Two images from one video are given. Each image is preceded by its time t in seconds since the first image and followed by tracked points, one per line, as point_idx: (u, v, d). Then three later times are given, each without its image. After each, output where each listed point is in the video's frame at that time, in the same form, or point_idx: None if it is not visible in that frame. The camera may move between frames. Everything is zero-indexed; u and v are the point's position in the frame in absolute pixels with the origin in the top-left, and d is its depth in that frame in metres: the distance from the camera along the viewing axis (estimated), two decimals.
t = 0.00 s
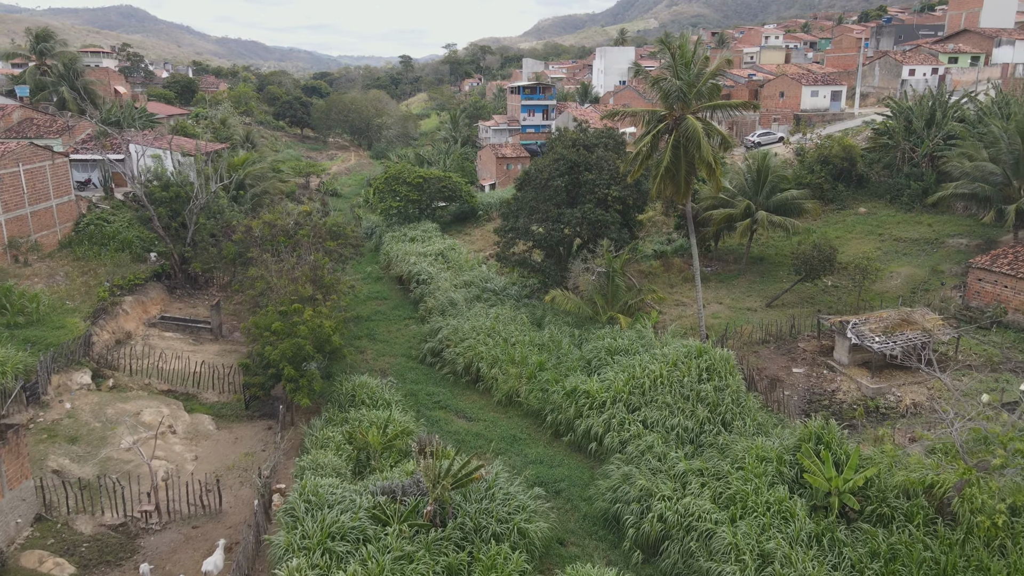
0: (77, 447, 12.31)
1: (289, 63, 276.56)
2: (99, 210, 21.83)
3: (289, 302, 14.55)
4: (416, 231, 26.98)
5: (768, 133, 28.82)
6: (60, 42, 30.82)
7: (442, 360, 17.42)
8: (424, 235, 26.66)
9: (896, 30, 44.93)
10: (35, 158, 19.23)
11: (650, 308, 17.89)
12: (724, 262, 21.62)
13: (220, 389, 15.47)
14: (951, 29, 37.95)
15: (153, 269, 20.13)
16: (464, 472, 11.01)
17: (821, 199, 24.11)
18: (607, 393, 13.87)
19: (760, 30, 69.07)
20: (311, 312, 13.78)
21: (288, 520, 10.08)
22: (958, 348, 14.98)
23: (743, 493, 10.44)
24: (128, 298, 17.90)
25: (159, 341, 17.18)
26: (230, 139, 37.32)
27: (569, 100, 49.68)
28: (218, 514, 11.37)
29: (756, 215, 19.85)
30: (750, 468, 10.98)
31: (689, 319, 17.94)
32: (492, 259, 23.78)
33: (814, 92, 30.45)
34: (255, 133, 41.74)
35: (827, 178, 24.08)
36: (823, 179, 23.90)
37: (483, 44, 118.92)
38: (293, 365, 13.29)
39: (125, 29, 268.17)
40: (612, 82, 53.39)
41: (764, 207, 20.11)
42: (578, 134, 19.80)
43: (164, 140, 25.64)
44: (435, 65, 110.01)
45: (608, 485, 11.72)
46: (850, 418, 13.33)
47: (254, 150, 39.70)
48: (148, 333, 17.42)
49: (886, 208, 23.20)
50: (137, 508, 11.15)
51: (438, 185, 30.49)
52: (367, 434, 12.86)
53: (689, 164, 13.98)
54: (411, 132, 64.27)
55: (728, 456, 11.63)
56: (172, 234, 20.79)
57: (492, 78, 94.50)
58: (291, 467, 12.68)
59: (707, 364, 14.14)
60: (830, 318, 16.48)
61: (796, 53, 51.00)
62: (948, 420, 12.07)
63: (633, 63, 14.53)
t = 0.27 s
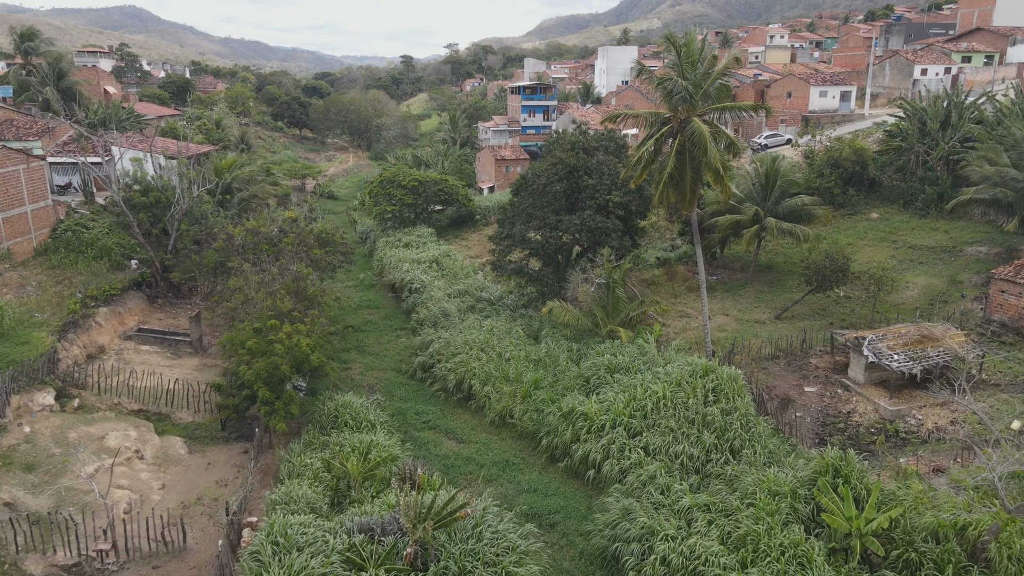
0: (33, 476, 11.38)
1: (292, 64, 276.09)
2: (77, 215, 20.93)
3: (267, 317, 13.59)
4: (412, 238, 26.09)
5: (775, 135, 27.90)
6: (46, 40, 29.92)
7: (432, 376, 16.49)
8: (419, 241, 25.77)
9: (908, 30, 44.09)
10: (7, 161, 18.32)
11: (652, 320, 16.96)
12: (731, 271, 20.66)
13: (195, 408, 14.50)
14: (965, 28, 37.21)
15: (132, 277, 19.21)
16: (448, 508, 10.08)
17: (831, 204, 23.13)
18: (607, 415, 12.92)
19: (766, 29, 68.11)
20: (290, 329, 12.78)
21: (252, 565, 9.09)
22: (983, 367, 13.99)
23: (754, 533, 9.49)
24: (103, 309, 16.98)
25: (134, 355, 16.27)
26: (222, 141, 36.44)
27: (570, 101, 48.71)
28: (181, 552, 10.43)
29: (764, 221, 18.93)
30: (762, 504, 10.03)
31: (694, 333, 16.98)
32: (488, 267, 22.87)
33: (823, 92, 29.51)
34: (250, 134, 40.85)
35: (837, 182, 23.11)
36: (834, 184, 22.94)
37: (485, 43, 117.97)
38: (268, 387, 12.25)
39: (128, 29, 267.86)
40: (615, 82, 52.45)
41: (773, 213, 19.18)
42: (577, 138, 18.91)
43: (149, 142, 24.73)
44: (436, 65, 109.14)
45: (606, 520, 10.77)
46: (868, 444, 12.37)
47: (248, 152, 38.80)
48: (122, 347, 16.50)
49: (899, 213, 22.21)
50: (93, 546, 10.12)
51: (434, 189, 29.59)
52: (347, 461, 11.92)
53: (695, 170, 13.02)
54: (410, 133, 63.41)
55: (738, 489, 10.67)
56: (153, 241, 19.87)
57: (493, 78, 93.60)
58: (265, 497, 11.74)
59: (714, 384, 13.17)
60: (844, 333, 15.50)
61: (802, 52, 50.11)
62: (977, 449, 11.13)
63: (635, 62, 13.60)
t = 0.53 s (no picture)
0: None
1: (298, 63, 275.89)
2: (59, 220, 20.13)
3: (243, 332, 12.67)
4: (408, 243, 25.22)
5: (786, 137, 26.90)
6: (36, 40, 29.21)
7: (423, 393, 15.57)
8: (416, 247, 24.90)
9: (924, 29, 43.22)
10: None
11: (657, 334, 16.03)
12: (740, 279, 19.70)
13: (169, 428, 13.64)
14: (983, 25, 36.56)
15: (112, 286, 18.39)
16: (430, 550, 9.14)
17: (845, 209, 22.13)
18: (607, 441, 11.97)
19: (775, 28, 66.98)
20: (267, 347, 11.83)
21: None
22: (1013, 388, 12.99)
23: None
24: (78, 321, 16.15)
25: (109, 369, 15.43)
26: (218, 142, 35.66)
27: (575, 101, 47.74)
28: None
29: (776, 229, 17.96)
30: (776, 548, 9.07)
31: (701, 347, 16.03)
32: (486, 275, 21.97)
33: (835, 92, 28.47)
34: (248, 135, 40.06)
35: (851, 187, 22.10)
36: (848, 188, 21.95)
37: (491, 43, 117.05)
38: (242, 410, 11.29)
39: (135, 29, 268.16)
40: (622, 82, 51.53)
41: (785, 220, 18.22)
42: (579, 140, 18.00)
43: (137, 145, 23.96)
44: (441, 64, 108.30)
45: (605, 561, 9.82)
46: (890, 475, 11.41)
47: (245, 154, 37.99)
48: (97, 361, 15.66)
49: (917, 219, 21.19)
50: None
51: (432, 192, 28.72)
52: (325, 491, 11.03)
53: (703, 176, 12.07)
54: (413, 134, 62.56)
55: (750, 528, 9.70)
56: (136, 248, 19.04)
57: (499, 77, 92.68)
58: (235, 530, 10.83)
59: (723, 407, 12.20)
60: (861, 350, 14.50)
61: (813, 52, 49.03)
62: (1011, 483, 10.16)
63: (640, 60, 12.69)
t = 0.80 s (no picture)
0: None
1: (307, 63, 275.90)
2: (39, 226, 19.31)
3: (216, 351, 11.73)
4: (407, 249, 24.29)
5: (801, 139, 25.81)
6: (27, 38, 28.47)
7: (415, 414, 14.59)
8: (415, 253, 23.97)
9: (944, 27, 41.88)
10: None
11: (664, 351, 15.01)
12: (753, 290, 18.65)
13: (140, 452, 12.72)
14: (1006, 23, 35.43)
15: (92, 296, 17.54)
16: None
17: (863, 215, 21.02)
18: (609, 473, 10.94)
19: (787, 26, 65.68)
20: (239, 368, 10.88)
21: None
22: None
23: None
24: (51, 334, 15.29)
25: (81, 386, 14.55)
26: (216, 143, 34.86)
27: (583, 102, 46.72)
28: None
29: (791, 237, 16.91)
30: None
31: (711, 365, 15.00)
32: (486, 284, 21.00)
33: (852, 92, 27.35)
34: (248, 135, 39.25)
35: (871, 192, 20.99)
36: (868, 193, 20.85)
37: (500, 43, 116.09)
38: (210, 438, 10.35)
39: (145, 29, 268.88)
40: (630, 82, 50.45)
41: (801, 229, 17.15)
42: (582, 144, 17.01)
43: (125, 146, 23.14)
44: (449, 64, 107.46)
45: None
46: (921, 514, 10.35)
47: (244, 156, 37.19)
48: (69, 377, 14.79)
49: (941, 227, 20.07)
50: None
51: (433, 196, 27.78)
52: (299, 529, 10.06)
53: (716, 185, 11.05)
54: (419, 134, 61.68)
55: None
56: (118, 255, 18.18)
57: (506, 77, 91.72)
58: (200, 571, 9.88)
59: (736, 436, 11.16)
60: (886, 371, 13.41)
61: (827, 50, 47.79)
62: None
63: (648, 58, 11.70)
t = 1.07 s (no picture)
0: None
1: (318, 63, 276.14)
2: (27, 231, 18.61)
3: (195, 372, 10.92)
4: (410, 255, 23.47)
5: (819, 141, 24.79)
6: (23, 37, 27.85)
7: (411, 435, 13.74)
8: (418, 259, 23.14)
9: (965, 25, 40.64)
10: None
11: (677, 369, 14.08)
12: (771, 301, 17.68)
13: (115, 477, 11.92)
14: None
15: (77, 306, 16.80)
16: None
17: (886, 222, 20.01)
18: (616, 507, 10.03)
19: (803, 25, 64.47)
20: (216, 391, 10.07)
21: None
22: None
23: None
24: (30, 347, 14.54)
25: (59, 404, 13.79)
26: (218, 144, 34.18)
27: (593, 102, 45.74)
28: None
29: (812, 246, 15.94)
30: None
31: (727, 384, 14.07)
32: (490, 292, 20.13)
33: (873, 92, 26.29)
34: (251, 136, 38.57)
35: (895, 197, 19.97)
36: (891, 199, 19.83)
37: (510, 42, 115.23)
38: (183, 469, 9.53)
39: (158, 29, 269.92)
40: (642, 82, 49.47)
41: (823, 238, 16.18)
42: (590, 147, 16.10)
43: (119, 149, 22.45)
44: (459, 64, 106.70)
45: None
46: (961, 557, 9.40)
47: (248, 157, 36.50)
48: (48, 394, 14.02)
49: (970, 234, 19.02)
50: None
51: (437, 199, 26.95)
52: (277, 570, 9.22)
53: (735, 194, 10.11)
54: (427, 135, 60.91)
55: None
56: (105, 262, 17.45)
57: (517, 77, 90.87)
58: None
59: (756, 469, 10.23)
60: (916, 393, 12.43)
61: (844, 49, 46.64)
62: None
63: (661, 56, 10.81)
